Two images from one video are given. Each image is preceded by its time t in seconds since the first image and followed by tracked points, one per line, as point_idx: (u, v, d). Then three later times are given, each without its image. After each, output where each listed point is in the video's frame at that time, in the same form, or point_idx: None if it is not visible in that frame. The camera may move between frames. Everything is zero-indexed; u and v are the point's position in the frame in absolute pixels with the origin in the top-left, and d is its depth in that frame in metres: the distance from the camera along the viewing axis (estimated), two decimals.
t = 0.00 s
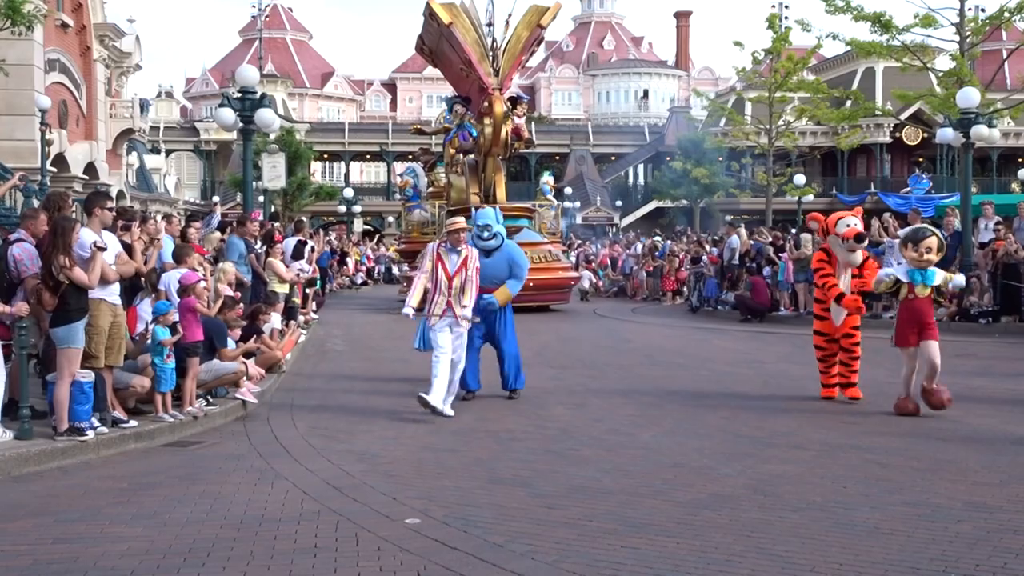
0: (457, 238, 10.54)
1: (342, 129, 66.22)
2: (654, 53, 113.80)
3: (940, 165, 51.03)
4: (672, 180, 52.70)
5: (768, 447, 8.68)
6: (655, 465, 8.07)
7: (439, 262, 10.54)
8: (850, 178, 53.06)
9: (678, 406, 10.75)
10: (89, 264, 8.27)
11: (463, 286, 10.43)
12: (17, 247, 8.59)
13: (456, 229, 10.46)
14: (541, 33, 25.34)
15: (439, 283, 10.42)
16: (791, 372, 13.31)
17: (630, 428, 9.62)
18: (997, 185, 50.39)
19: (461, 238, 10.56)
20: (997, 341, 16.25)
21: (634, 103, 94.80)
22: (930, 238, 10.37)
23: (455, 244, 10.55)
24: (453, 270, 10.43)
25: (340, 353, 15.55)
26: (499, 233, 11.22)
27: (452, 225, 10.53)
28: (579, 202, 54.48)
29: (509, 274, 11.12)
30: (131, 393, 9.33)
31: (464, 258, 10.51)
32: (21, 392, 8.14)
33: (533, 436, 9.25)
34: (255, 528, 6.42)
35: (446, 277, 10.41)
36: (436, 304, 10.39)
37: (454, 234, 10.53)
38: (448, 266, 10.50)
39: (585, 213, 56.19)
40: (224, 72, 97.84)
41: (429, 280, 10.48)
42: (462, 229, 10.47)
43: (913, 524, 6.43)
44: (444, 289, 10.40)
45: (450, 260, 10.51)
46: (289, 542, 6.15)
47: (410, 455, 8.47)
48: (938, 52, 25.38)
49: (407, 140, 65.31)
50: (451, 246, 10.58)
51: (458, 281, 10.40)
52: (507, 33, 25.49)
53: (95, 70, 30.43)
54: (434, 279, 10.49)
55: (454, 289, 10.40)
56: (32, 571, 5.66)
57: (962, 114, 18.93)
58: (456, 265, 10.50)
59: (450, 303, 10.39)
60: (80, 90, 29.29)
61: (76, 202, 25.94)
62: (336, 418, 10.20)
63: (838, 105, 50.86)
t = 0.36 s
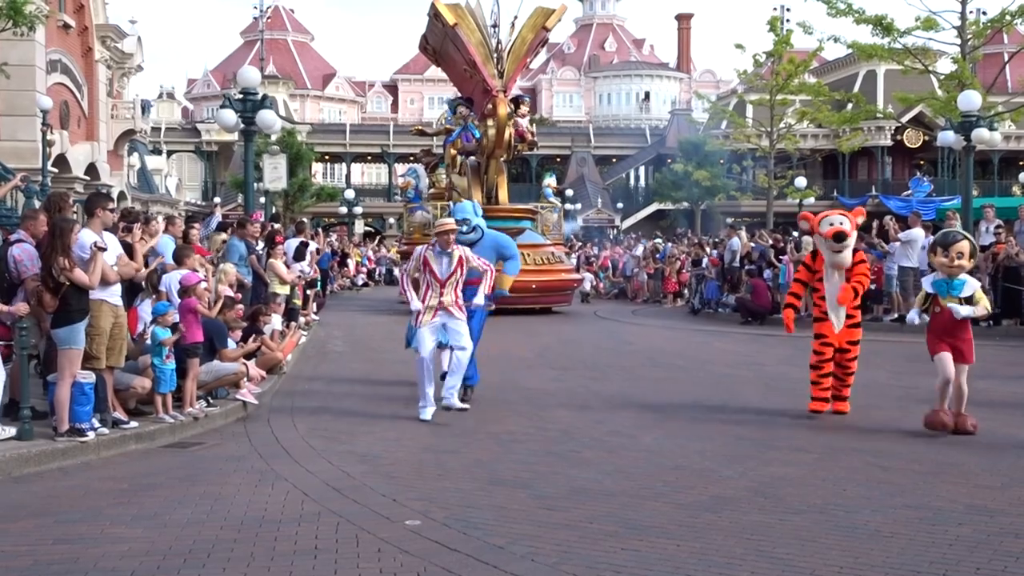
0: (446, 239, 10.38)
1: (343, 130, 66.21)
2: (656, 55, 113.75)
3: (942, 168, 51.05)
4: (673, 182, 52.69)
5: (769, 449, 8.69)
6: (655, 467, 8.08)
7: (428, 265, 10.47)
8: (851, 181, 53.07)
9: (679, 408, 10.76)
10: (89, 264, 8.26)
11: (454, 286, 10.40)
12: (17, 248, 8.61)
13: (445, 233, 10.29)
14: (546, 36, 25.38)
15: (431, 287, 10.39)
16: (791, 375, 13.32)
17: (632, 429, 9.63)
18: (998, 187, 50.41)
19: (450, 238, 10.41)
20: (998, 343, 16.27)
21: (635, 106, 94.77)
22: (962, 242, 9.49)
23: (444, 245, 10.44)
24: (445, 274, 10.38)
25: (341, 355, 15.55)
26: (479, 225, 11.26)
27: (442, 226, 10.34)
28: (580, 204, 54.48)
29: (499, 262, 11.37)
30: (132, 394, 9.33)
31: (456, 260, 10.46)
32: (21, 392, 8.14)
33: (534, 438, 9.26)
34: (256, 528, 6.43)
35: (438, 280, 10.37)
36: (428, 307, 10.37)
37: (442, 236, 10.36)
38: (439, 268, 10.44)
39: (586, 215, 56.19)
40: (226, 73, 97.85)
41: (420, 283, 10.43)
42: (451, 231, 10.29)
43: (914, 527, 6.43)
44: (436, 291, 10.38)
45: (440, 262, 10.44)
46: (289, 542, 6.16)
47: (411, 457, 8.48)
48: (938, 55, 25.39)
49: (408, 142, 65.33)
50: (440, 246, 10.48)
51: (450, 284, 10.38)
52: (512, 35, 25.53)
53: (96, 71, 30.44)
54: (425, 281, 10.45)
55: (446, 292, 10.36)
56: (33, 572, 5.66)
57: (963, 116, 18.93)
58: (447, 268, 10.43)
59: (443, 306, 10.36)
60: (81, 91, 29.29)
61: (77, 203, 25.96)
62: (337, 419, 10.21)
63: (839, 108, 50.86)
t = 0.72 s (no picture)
0: (458, 235, 10.35)
1: (347, 130, 66.25)
2: (659, 55, 113.74)
3: (945, 169, 51.02)
4: (676, 183, 52.68)
5: (771, 451, 8.68)
6: (657, 469, 8.08)
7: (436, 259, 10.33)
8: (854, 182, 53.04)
9: (681, 409, 10.76)
10: (91, 265, 8.27)
11: (462, 281, 10.23)
12: (20, 248, 8.63)
13: (459, 225, 10.24)
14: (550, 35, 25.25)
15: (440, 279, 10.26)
16: (793, 376, 13.32)
17: (633, 431, 9.63)
18: (1002, 189, 50.36)
19: (463, 234, 10.36)
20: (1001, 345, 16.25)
21: (639, 107, 94.78)
22: (984, 247, 8.89)
23: (455, 240, 10.37)
24: (454, 266, 10.24)
25: (343, 355, 15.56)
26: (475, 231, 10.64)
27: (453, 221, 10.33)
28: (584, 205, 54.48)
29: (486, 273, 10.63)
30: (135, 394, 9.34)
31: (464, 254, 10.32)
32: (24, 392, 8.14)
33: (535, 438, 9.26)
34: (257, 529, 6.43)
35: (446, 274, 10.23)
36: (437, 301, 10.22)
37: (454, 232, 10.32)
38: (447, 262, 10.31)
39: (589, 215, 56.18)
40: (230, 74, 97.93)
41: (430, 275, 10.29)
42: (463, 225, 10.25)
43: (914, 529, 6.43)
44: (444, 286, 10.23)
45: (449, 257, 10.32)
46: (290, 543, 6.16)
47: (412, 457, 8.48)
48: (942, 56, 25.35)
49: (412, 142, 65.36)
50: (451, 242, 10.39)
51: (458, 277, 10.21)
52: (516, 35, 25.47)
53: (100, 71, 30.48)
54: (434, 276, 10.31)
55: (454, 285, 10.21)
56: (34, 571, 5.67)
57: (967, 118, 18.90)
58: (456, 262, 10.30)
59: (451, 299, 10.19)
60: (85, 91, 29.31)
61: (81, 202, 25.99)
62: (339, 419, 10.22)
63: (842, 109, 50.85)
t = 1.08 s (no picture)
0: (470, 236, 10.17)
1: (350, 126, 66.25)
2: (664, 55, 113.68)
3: (948, 172, 51.00)
4: (679, 183, 52.67)
5: (771, 454, 8.67)
6: (656, 470, 8.06)
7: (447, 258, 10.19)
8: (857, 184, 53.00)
9: (681, 410, 10.75)
10: (92, 260, 8.25)
11: (473, 282, 10.06)
12: (21, 242, 8.63)
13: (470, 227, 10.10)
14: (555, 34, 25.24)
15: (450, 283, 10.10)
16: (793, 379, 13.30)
17: (633, 432, 9.61)
18: (1004, 193, 50.33)
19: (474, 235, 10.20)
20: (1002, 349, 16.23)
21: (642, 106, 94.73)
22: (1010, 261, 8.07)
23: (466, 241, 10.20)
24: (465, 269, 10.09)
25: (344, 351, 15.55)
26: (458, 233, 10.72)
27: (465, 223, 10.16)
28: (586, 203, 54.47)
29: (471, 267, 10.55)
30: (135, 390, 9.33)
31: (475, 257, 10.15)
32: (23, 386, 8.14)
33: (535, 438, 9.25)
34: (255, 526, 6.42)
35: (457, 275, 10.07)
36: (448, 304, 10.04)
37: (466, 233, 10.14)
38: (459, 264, 10.16)
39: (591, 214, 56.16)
40: (234, 68, 97.92)
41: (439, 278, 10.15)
42: (474, 226, 10.12)
43: (914, 534, 6.42)
44: (454, 289, 10.06)
45: (460, 257, 10.15)
46: (288, 541, 6.15)
47: (411, 455, 8.47)
48: (947, 60, 25.32)
49: (415, 139, 65.32)
50: (462, 243, 10.23)
51: (469, 280, 10.05)
52: (522, 33, 25.44)
53: (104, 64, 30.48)
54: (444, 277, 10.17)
55: (463, 289, 10.05)
56: (33, 566, 5.66)
57: (970, 122, 18.87)
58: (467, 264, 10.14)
59: (461, 303, 10.02)
60: (88, 83, 29.31)
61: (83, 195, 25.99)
62: (338, 416, 10.20)
63: (845, 111, 50.82)
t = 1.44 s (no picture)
0: (452, 232, 10.15)
1: (338, 119, 66.08)
2: (652, 49, 113.67)
3: (935, 167, 51.17)
4: (667, 177, 52.70)
5: (756, 450, 8.69)
6: (641, 466, 8.08)
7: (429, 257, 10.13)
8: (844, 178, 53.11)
9: (667, 405, 10.77)
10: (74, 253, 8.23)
11: (458, 281, 10.08)
12: (5, 235, 8.60)
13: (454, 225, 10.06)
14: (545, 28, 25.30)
15: (434, 279, 10.06)
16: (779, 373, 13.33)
17: (619, 427, 9.62)
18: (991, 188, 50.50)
19: (456, 232, 10.18)
20: (987, 344, 16.30)
21: (631, 100, 94.73)
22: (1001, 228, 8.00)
23: (449, 237, 10.17)
24: (451, 266, 10.08)
25: (331, 346, 15.53)
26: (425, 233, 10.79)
27: (446, 219, 10.12)
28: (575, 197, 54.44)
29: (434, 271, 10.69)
30: (119, 385, 9.31)
31: (459, 252, 10.17)
32: (7, 381, 8.12)
33: (520, 433, 9.26)
34: (238, 522, 6.41)
35: (442, 274, 10.05)
36: (435, 302, 10.05)
37: (447, 229, 10.11)
38: (443, 261, 10.13)
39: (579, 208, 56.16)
40: (221, 60, 97.55)
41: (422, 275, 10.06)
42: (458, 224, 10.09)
43: (897, 530, 6.44)
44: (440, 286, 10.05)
45: (444, 255, 10.13)
46: (271, 537, 6.14)
47: (397, 451, 8.47)
48: (934, 54, 25.36)
49: (403, 132, 65.18)
50: (444, 239, 10.19)
51: (455, 278, 10.06)
52: (511, 26, 25.46)
53: (89, 56, 30.33)
54: (427, 273, 10.10)
55: (450, 286, 10.05)
56: (15, 563, 5.65)
57: (956, 118, 18.91)
58: (450, 261, 10.15)
59: (448, 301, 10.04)
60: (74, 76, 29.16)
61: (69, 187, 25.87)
62: (324, 411, 10.19)
63: (833, 106, 50.90)
